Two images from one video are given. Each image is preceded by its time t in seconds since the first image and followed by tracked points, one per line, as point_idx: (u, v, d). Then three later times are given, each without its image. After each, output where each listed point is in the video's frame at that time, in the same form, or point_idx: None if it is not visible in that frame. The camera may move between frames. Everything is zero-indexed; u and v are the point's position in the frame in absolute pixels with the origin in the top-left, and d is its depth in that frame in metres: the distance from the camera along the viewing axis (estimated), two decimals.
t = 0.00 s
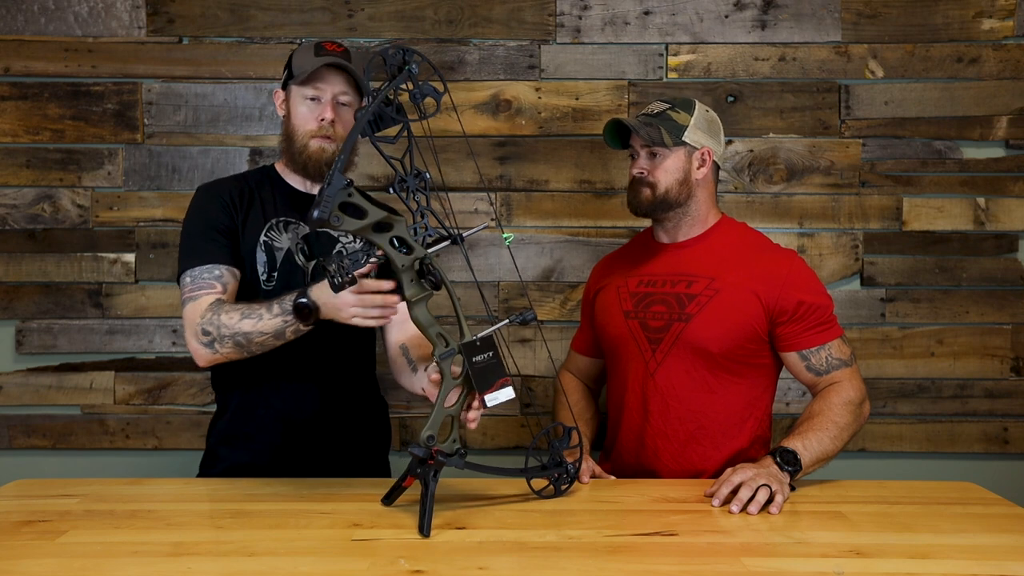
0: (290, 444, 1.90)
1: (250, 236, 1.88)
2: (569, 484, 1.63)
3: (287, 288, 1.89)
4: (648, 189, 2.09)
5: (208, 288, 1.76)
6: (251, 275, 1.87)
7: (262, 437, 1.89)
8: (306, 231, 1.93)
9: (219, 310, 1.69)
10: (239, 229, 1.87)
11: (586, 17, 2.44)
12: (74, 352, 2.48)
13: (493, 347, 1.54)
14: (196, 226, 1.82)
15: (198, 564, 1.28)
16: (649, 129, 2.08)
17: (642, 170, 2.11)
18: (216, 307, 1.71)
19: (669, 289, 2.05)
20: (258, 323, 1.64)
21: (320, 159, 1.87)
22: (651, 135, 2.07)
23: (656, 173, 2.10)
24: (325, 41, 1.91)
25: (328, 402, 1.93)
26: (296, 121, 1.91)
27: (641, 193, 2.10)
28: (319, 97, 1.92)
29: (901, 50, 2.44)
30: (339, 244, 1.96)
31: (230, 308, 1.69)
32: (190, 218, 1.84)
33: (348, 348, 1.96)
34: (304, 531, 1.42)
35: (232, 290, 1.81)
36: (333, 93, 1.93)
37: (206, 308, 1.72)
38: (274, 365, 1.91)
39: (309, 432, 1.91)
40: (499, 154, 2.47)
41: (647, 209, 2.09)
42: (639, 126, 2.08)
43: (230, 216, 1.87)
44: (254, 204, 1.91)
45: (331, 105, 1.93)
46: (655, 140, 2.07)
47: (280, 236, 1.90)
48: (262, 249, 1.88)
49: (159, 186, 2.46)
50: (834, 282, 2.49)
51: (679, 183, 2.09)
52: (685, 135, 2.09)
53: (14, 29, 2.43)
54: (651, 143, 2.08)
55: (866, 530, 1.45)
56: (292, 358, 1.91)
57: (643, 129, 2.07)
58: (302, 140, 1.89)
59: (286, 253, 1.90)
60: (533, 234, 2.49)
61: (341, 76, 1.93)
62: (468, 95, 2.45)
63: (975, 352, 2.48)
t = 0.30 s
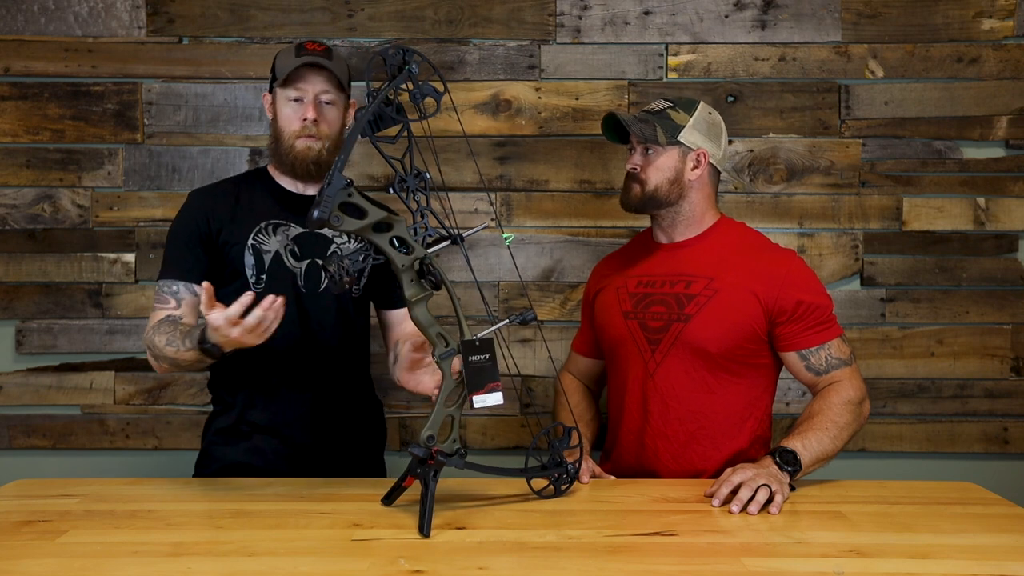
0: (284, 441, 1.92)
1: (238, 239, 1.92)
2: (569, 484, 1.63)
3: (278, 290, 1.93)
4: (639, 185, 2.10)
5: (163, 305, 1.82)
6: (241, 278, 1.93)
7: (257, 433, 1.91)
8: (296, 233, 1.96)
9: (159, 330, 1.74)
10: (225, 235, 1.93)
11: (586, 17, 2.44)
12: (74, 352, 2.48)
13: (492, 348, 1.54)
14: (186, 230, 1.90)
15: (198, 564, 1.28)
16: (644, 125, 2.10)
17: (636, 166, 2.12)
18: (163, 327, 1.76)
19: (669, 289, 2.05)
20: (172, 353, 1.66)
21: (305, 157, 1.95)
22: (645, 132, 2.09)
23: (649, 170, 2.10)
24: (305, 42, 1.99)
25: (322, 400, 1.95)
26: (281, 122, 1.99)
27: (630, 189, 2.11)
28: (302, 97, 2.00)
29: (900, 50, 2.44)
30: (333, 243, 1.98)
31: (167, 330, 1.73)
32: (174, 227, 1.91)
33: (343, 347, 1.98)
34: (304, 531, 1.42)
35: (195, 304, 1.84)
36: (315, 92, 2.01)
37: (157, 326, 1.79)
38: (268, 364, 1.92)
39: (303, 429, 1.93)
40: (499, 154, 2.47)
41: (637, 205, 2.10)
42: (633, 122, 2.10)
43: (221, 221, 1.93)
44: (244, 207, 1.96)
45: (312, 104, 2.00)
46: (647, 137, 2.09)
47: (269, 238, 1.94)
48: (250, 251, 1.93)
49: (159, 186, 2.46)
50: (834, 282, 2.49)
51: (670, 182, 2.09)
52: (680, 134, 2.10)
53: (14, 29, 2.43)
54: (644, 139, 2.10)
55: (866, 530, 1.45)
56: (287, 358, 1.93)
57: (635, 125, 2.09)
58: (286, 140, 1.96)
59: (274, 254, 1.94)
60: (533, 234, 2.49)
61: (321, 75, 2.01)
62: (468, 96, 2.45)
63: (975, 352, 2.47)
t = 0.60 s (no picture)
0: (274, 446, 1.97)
1: (221, 254, 1.95)
2: (569, 484, 1.63)
3: (262, 301, 1.95)
4: (640, 184, 2.10)
5: (153, 329, 1.90)
6: (226, 292, 1.95)
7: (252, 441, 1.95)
8: (278, 243, 1.98)
9: (153, 375, 1.87)
10: (208, 251, 1.95)
11: (586, 17, 2.44)
12: (74, 352, 2.48)
13: (492, 348, 1.54)
14: (172, 250, 1.92)
15: (198, 565, 1.28)
16: (646, 126, 2.10)
17: (637, 166, 2.12)
18: (157, 364, 1.88)
19: (669, 289, 2.05)
20: (160, 424, 1.82)
21: (287, 167, 1.96)
22: (646, 132, 2.09)
23: (651, 170, 2.10)
24: (276, 53, 2.02)
25: (312, 405, 1.99)
26: (259, 135, 2.00)
27: (633, 190, 2.11)
28: (276, 107, 2.02)
29: (901, 51, 2.44)
30: (315, 250, 1.99)
31: (160, 381, 1.86)
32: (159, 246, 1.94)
33: (331, 351, 2.00)
34: (304, 531, 1.42)
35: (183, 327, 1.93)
36: (290, 101, 2.02)
37: (148, 354, 1.89)
38: (258, 375, 1.95)
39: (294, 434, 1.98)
40: (499, 155, 2.47)
41: (639, 206, 2.10)
42: (636, 122, 2.10)
43: (206, 236, 1.96)
44: (228, 222, 1.98)
45: (288, 113, 2.02)
46: (650, 137, 2.09)
47: (251, 251, 1.96)
48: (233, 264, 1.94)
49: (159, 186, 2.46)
50: (834, 282, 2.49)
51: (672, 182, 2.08)
52: (682, 134, 2.09)
53: (14, 29, 2.43)
54: (647, 140, 2.09)
55: (866, 530, 1.45)
56: (276, 368, 1.95)
57: (639, 125, 2.09)
58: (267, 152, 1.97)
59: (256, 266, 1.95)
60: (533, 234, 2.50)
61: (294, 84, 2.02)
62: (468, 95, 2.45)
63: (975, 352, 2.48)
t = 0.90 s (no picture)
0: (269, 445, 1.98)
1: (208, 257, 1.96)
2: (569, 484, 1.63)
3: (248, 302, 1.95)
4: (642, 184, 2.10)
5: (151, 335, 1.91)
6: (214, 296, 1.96)
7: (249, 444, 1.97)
8: (263, 244, 1.98)
9: (152, 381, 1.87)
10: (195, 255, 1.96)
11: (586, 17, 2.44)
12: (74, 352, 2.48)
13: (492, 348, 1.54)
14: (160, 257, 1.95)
15: (199, 564, 1.28)
16: (650, 125, 2.09)
17: (641, 166, 2.11)
18: (158, 368, 1.88)
19: (669, 289, 2.05)
20: (162, 427, 1.82)
21: (263, 168, 1.97)
22: (651, 132, 2.08)
23: (654, 170, 2.09)
24: (254, 58, 2.05)
25: (305, 404, 1.98)
26: (239, 140, 2.04)
27: (635, 190, 2.10)
28: (254, 111, 2.04)
29: (901, 51, 2.44)
30: (303, 250, 1.99)
31: (160, 386, 1.86)
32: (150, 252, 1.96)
33: (323, 350, 1.99)
34: (304, 531, 1.42)
35: (181, 333, 1.94)
36: (266, 104, 2.04)
37: (148, 360, 1.90)
38: (250, 374, 1.95)
39: (289, 434, 1.98)
40: (499, 155, 2.47)
41: (643, 206, 2.10)
42: (640, 122, 2.09)
43: (192, 241, 1.97)
44: (214, 228, 2.00)
45: (264, 116, 2.04)
46: (654, 136, 2.08)
47: (237, 253, 1.97)
48: (219, 267, 1.96)
49: (159, 186, 2.46)
50: (834, 282, 2.49)
51: (675, 182, 2.08)
52: (686, 134, 2.09)
53: (14, 29, 2.43)
54: (650, 139, 2.08)
55: (866, 530, 1.45)
56: (266, 369, 1.95)
57: (643, 125, 2.08)
58: (244, 155, 2.00)
59: (242, 268, 1.96)
60: (533, 234, 2.50)
61: (270, 87, 2.04)
62: (468, 95, 2.45)
63: (975, 352, 2.48)
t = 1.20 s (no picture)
0: (270, 445, 1.98)
1: (206, 260, 1.97)
2: (569, 484, 1.63)
3: (247, 302, 1.95)
4: (642, 184, 2.10)
5: (144, 341, 1.93)
6: (212, 298, 1.96)
7: (250, 444, 1.97)
8: (261, 244, 1.98)
9: (146, 385, 1.89)
10: (193, 257, 1.97)
11: (586, 17, 2.44)
12: (74, 352, 2.48)
13: (492, 348, 1.54)
14: (158, 262, 1.96)
15: (199, 564, 1.28)
16: (650, 125, 2.09)
17: (642, 167, 2.11)
18: (150, 373, 1.90)
19: (669, 289, 2.06)
20: (157, 430, 1.83)
21: (257, 170, 1.97)
22: (651, 132, 2.08)
23: (654, 171, 2.09)
24: (245, 58, 2.05)
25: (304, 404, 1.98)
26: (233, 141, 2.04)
27: (636, 191, 2.10)
28: (246, 111, 2.04)
29: (901, 51, 2.44)
30: (301, 248, 1.99)
31: (154, 390, 1.88)
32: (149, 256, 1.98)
33: (322, 349, 1.99)
34: (304, 531, 1.42)
35: (174, 339, 1.96)
36: (258, 104, 2.04)
37: (141, 366, 1.92)
38: (249, 375, 1.95)
39: (289, 433, 1.98)
40: (499, 155, 2.47)
41: (643, 207, 2.10)
42: (640, 122, 2.09)
43: (191, 245, 1.98)
44: (211, 230, 2.00)
45: (257, 115, 2.04)
46: (654, 136, 2.08)
47: (234, 254, 1.97)
48: (217, 268, 1.96)
49: (159, 186, 2.46)
50: (834, 282, 2.49)
51: (675, 182, 2.08)
52: (686, 133, 2.09)
53: (14, 29, 2.43)
54: (651, 139, 2.08)
55: (866, 530, 1.45)
56: (265, 369, 1.95)
57: (643, 125, 2.08)
58: (237, 157, 2.00)
59: (240, 269, 1.96)
60: (533, 234, 2.50)
61: (262, 87, 2.04)
62: (468, 95, 2.45)
63: (975, 352, 2.48)
